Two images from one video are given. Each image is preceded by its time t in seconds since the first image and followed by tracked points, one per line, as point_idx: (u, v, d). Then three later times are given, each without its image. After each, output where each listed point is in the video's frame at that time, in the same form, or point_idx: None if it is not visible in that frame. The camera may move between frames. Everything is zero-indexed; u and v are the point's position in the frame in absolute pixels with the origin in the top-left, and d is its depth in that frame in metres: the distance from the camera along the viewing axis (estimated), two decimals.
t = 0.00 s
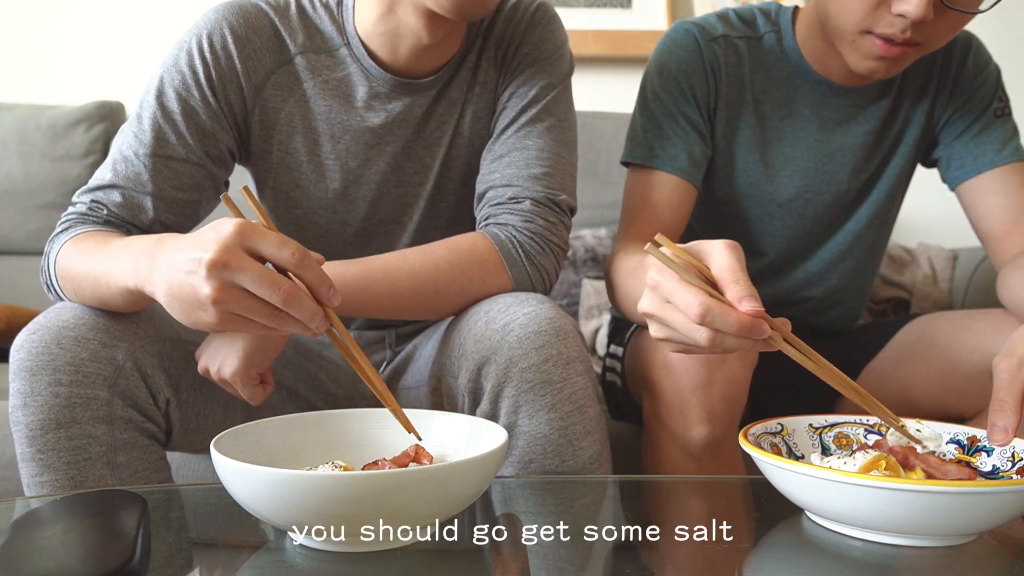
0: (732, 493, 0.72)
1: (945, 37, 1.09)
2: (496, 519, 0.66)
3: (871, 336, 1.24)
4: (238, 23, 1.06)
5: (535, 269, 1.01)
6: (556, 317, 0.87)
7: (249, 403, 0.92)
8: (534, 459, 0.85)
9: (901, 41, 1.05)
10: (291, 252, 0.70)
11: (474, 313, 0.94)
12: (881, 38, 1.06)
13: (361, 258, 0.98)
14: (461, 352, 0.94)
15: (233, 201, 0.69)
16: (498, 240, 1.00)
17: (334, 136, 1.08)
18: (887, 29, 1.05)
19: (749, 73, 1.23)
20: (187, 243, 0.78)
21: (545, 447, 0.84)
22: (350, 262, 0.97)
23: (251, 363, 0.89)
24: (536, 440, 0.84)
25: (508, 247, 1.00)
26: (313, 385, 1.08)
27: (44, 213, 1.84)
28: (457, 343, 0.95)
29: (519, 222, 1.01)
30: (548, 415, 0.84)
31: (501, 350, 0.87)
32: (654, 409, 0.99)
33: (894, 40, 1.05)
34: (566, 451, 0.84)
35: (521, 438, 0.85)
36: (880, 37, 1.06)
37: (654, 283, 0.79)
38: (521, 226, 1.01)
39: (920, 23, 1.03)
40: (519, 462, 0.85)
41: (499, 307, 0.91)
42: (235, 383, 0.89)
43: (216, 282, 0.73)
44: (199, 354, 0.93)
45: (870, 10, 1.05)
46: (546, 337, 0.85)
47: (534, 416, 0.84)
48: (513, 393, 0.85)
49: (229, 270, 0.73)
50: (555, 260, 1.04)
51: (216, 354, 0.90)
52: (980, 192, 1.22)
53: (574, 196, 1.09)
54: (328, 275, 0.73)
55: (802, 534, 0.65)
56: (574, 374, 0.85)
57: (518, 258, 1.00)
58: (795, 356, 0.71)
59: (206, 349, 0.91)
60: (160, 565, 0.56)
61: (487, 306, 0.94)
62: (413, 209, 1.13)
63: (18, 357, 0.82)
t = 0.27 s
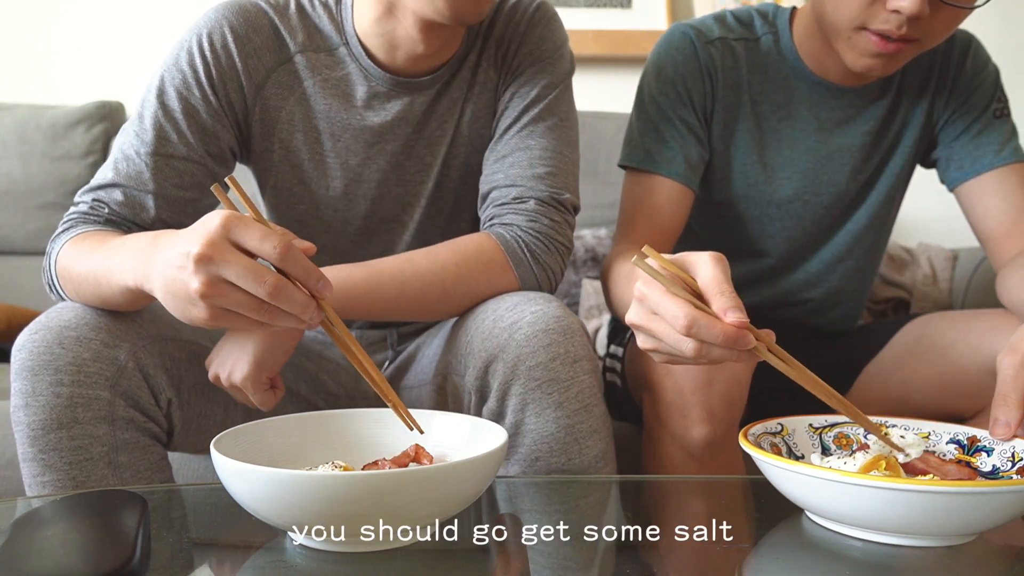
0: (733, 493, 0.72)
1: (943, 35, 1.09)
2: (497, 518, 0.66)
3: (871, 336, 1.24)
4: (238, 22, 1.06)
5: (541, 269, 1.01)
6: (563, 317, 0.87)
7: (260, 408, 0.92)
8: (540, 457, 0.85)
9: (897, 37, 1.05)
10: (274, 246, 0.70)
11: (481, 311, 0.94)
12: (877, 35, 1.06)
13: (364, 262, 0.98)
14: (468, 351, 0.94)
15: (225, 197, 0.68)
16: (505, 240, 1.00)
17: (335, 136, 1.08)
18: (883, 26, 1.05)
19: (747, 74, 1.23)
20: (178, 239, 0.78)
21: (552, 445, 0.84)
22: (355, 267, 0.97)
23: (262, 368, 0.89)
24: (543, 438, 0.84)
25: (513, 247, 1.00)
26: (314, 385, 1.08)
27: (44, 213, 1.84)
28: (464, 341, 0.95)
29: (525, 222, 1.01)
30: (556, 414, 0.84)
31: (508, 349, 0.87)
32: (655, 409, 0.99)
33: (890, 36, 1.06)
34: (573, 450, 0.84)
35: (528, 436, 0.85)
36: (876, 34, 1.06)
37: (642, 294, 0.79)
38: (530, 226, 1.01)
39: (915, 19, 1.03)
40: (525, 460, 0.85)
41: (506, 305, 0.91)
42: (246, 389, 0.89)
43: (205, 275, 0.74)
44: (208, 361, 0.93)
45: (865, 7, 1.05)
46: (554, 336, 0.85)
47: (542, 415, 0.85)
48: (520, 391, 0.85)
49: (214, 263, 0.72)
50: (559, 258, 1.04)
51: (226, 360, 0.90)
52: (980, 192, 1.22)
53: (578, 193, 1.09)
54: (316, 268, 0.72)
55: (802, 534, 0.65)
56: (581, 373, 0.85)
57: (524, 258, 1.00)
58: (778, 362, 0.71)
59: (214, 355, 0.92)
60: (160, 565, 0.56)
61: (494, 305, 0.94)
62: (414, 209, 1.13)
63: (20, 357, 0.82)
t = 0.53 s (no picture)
0: (732, 494, 0.72)
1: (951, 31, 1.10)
2: (496, 519, 0.66)
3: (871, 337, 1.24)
4: (241, 22, 1.06)
5: (533, 269, 1.01)
6: (555, 317, 0.87)
7: (248, 404, 0.92)
8: (533, 459, 0.85)
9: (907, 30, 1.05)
10: (286, 257, 0.72)
11: (473, 313, 0.94)
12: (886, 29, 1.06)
13: (361, 259, 0.98)
14: (460, 352, 0.94)
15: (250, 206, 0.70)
16: (497, 240, 1.00)
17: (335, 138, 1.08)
18: (891, 19, 1.05)
19: (745, 79, 1.23)
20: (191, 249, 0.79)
21: (544, 446, 0.84)
22: (350, 263, 0.97)
23: (251, 363, 0.89)
24: (535, 439, 0.84)
25: (506, 247, 1.00)
26: (314, 385, 1.08)
27: (44, 214, 1.84)
28: (456, 342, 0.95)
29: (517, 222, 1.01)
30: (547, 415, 0.84)
31: (500, 350, 0.87)
32: (653, 410, 0.99)
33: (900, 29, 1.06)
34: (565, 451, 0.84)
35: (520, 438, 0.85)
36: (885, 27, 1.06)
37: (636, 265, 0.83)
38: (522, 227, 1.01)
39: (926, 10, 1.03)
40: (518, 461, 0.85)
41: (497, 307, 0.91)
42: (234, 383, 0.89)
43: (212, 281, 0.74)
44: (198, 355, 0.93)
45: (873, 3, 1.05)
46: (545, 337, 0.85)
47: (533, 416, 0.84)
48: (512, 392, 0.85)
49: (225, 268, 0.74)
50: (553, 261, 1.04)
51: (216, 355, 0.90)
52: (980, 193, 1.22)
53: (572, 196, 1.09)
54: (324, 281, 0.74)
55: (802, 534, 0.65)
56: (573, 373, 0.85)
57: (517, 258, 1.00)
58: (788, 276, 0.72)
59: (207, 350, 0.92)
60: (161, 565, 0.56)
61: (486, 306, 0.94)
62: (414, 210, 1.13)
63: (20, 356, 0.82)
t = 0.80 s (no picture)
0: (732, 494, 0.72)
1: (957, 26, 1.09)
2: (496, 519, 0.66)
3: (871, 337, 1.24)
4: (243, 17, 1.06)
5: (533, 270, 1.01)
6: (555, 317, 0.87)
7: (246, 405, 0.92)
8: (533, 460, 0.85)
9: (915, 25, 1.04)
10: (304, 266, 0.72)
11: (473, 314, 0.94)
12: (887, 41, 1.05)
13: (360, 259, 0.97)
14: (460, 353, 0.94)
15: (279, 220, 0.70)
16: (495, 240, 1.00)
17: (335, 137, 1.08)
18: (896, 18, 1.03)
19: (740, 86, 1.24)
20: (211, 257, 0.79)
21: (544, 447, 0.84)
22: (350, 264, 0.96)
23: (248, 365, 0.89)
24: (535, 440, 0.84)
25: (507, 248, 1.00)
26: (314, 385, 1.08)
27: (44, 213, 1.84)
28: (456, 344, 0.95)
29: (517, 223, 1.01)
30: (547, 415, 0.84)
31: (499, 351, 0.87)
32: (653, 411, 0.99)
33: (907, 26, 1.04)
34: (565, 452, 0.84)
35: (520, 439, 0.85)
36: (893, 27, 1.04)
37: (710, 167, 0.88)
38: (522, 228, 1.01)
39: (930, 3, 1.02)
40: (518, 462, 0.85)
41: (497, 307, 0.91)
42: (233, 385, 0.89)
43: (229, 288, 0.75)
44: (197, 356, 0.93)
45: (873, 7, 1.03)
46: (545, 337, 0.85)
47: (533, 417, 0.84)
48: (512, 393, 0.85)
49: (245, 276, 0.74)
50: (553, 262, 1.04)
51: (214, 357, 0.90)
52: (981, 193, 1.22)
53: (573, 195, 1.09)
54: (343, 289, 0.74)
55: (802, 534, 0.65)
56: (573, 374, 0.85)
57: (517, 260, 1.00)
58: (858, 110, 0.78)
59: (204, 350, 0.91)
60: (162, 565, 0.56)
61: (486, 307, 0.94)
62: (414, 211, 1.13)
63: (21, 357, 0.82)
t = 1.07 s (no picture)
0: (731, 494, 0.72)
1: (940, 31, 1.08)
2: (496, 519, 0.66)
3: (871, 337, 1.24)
4: (242, 14, 1.05)
5: (533, 270, 1.01)
6: (554, 317, 0.87)
7: (246, 405, 0.92)
8: (532, 459, 0.85)
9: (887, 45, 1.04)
10: (322, 281, 0.73)
11: (472, 314, 0.94)
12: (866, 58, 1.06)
13: (360, 260, 0.97)
14: (459, 353, 0.94)
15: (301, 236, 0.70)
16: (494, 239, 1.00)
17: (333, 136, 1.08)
18: (869, 34, 1.04)
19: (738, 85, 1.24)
20: (223, 267, 0.79)
21: (544, 447, 0.84)
22: (350, 264, 0.96)
23: (249, 365, 0.89)
24: (535, 440, 0.84)
25: (506, 248, 1.00)
26: (314, 386, 1.08)
27: (44, 213, 1.84)
28: (455, 343, 0.95)
29: (516, 222, 1.01)
30: (547, 416, 0.84)
31: (499, 351, 0.87)
32: (650, 411, 0.99)
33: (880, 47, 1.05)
34: (564, 452, 0.84)
35: (519, 439, 0.85)
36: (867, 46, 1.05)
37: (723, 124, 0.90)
38: (522, 226, 1.01)
39: (903, 21, 1.02)
40: (517, 462, 0.85)
41: (497, 307, 0.91)
42: (233, 386, 0.89)
43: (247, 297, 0.75)
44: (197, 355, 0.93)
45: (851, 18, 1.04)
46: (545, 337, 0.85)
47: (533, 417, 0.84)
48: (511, 393, 0.85)
49: (264, 286, 0.74)
50: (552, 262, 1.04)
51: (214, 357, 0.90)
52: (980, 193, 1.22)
53: (572, 195, 1.09)
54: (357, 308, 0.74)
55: (802, 534, 0.65)
56: (573, 374, 0.85)
57: (516, 260, 1.00)
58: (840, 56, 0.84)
59: (204, 350, 0.91)
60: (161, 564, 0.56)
61: (486, 306, 0.94)
62: (414, 211, 1.13)
63: (20, 357, 0.82)
